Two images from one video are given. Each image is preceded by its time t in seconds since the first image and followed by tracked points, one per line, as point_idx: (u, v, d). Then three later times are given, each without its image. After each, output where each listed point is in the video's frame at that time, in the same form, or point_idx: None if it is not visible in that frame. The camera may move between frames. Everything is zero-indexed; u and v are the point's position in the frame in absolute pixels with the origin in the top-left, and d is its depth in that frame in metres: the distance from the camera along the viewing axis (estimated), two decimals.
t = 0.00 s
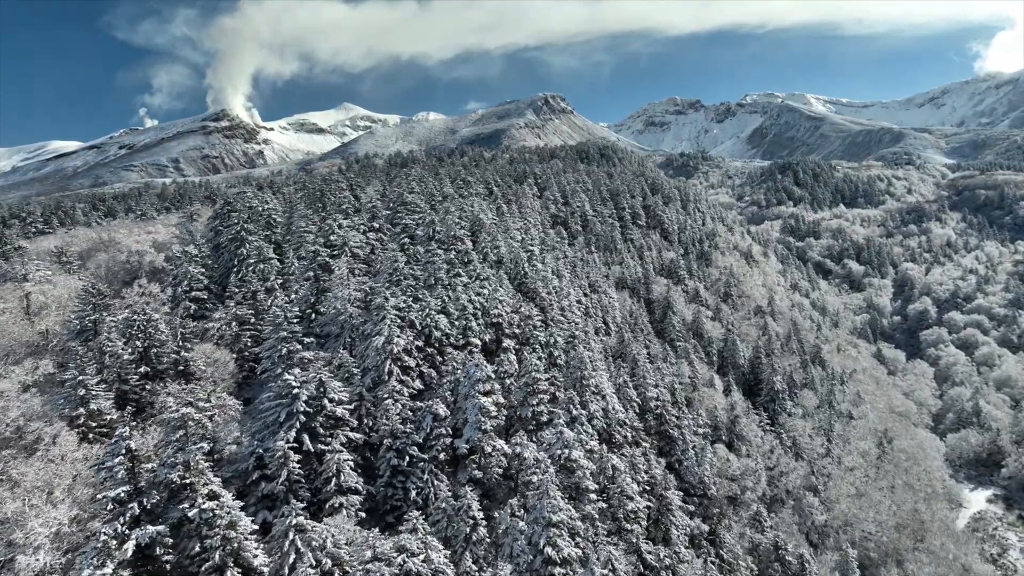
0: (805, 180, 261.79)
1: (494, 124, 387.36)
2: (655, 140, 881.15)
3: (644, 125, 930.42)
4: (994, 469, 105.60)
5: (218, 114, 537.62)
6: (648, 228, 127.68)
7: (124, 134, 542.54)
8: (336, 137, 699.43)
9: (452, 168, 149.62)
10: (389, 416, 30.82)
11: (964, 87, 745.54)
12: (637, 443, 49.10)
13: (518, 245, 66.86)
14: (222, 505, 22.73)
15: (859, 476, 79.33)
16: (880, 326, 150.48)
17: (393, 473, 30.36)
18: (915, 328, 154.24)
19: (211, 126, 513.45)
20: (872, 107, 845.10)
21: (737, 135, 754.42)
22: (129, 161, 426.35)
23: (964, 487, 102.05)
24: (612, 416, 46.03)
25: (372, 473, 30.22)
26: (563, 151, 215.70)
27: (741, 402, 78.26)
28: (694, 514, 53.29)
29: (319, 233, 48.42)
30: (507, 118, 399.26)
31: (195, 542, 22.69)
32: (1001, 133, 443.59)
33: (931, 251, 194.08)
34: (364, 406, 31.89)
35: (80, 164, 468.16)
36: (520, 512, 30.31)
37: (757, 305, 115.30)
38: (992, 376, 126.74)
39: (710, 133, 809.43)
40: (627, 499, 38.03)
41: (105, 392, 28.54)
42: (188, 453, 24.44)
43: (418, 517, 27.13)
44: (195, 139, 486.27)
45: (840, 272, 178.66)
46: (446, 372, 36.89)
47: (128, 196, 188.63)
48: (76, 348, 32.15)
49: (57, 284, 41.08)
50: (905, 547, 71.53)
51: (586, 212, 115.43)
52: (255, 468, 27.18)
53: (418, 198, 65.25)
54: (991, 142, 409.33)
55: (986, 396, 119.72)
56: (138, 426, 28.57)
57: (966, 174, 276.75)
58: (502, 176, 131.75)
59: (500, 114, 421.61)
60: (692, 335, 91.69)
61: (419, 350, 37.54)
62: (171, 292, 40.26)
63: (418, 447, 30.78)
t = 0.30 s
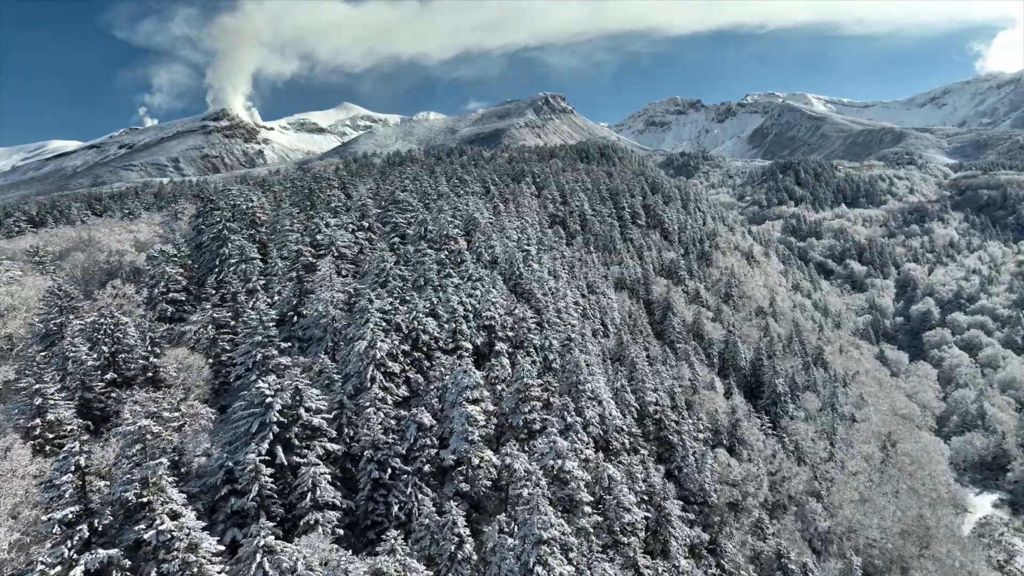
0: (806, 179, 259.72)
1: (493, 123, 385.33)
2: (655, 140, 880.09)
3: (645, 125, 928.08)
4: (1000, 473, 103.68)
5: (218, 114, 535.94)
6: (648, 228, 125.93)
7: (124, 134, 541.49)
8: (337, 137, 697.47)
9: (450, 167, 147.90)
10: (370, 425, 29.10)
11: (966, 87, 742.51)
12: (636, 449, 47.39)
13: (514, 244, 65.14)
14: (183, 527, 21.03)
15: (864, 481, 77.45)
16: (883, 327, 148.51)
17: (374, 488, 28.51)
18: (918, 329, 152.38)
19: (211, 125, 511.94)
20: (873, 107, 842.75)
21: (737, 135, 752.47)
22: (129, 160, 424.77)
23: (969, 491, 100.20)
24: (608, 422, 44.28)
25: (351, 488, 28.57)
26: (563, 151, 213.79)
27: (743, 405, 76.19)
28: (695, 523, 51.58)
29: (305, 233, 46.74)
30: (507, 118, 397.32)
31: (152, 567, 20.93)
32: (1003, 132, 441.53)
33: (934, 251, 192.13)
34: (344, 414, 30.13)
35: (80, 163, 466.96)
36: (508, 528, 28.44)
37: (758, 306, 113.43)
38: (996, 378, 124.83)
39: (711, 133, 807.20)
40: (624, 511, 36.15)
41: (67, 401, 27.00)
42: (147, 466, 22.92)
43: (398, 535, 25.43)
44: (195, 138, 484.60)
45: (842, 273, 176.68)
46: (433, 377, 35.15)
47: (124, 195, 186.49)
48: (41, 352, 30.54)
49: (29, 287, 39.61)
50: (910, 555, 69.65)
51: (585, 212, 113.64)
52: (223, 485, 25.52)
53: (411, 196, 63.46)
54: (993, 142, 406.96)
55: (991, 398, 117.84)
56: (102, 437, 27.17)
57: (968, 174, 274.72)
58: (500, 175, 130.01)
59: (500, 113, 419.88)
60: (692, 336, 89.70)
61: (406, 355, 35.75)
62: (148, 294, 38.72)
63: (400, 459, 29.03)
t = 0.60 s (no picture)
0: (807, 179, 257.69)
1: (493, 123, 383.29)
2: (655, 140, 877.83)
3: (645, 125, 925.59)
4: (1006, 477, 101.68)
5: (218, 114, 534.23)
6: (648, 228, 124.07)
7: (123, 134, 540.05)
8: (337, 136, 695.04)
9: (448, 165, 146.00)
10: (348, 436, 27.37)
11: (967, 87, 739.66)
12: (634, 457, 45.66)
13: (509, 244, 63.38)
14: (134, 552, 19.33)
15: (867, 486, 75.56)
16: (886, 328, 146.48)
17: (352, 503, 26.75)
18: (920, 330, 150.44)
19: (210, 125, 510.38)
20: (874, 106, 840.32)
21: (738, 135, 750.19)
22: (128, 160, 422.86)
23: (974, 495, 98.23)
24: (605, 429, 42.48)
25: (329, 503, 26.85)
26: (562, 150, 211.91)
27: (744, 409, 74.09)
28: (695, 533, 49.79)
29: (290, 233, 44.98)
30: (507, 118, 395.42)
31: None
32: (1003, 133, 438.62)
33: (937, 252, 190.17)
34: (322, 425, 28.37)
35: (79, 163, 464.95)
36: (494, 545, 26.69)
37: (759, 307, 111.44)
38: (1001, 380, 122.85)
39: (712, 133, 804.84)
40: (619, 525, 34.33)
41: (22, 411, 25.49)
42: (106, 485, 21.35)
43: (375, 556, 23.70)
44: (194, 138, 482.82)
45: (844, 273, 174.67)
46: (419, 384, 33.45)
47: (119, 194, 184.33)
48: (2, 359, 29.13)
49: None
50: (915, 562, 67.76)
51: (584, 211, 111.78)
52: (187, 502, 23.75)
53: (402, 195, 61.65)
54: (995, 142, 404.65)
55: (996, 400, 115.90)
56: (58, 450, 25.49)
57: (970, 174, 272.57)
58: (498, 174, 128.15)
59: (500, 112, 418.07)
60: (693, 338, 87.80)
61: (390, 360, 34.01)
62: (121, 296, 37.08)
63: (380, 473, 27.29)
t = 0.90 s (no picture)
0: (809, 178, 255.64)
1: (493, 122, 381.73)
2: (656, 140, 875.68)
3: (646, 125, 923.54)
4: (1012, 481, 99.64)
5: (218, 113, 532.83)
6: (648, 227, 122.29)
7: (123, 133, 538.98)
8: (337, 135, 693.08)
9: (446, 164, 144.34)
10: (323, 448, 25.62)
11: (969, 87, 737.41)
12: (631, 464, 43.84)
13: (504, 243, 61.68)
14: None
15: (870, 491, 73.69)
16: (888, 329, 144.56)
17: (327, 521, 24.99)
18: (923, 331, 148.51)
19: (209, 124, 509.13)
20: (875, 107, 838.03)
21: (738, 135, 748.01)
22: (127, 159, 421.33)
23: (980, 500, 96.34)
24: (600, 436, 40.70)
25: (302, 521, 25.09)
26: (562, 149, 210.16)
27: (746, 412, 71.93)
28: (695, 543, 48.03)
29: (273, 232, 43.35)
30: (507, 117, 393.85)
31: None
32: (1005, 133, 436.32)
33: (939, 252, 188.27)
34: (297, 435, 26.65)
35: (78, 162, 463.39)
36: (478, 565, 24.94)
37: (761, 308, 109.57)
38: (1005, 382, 120.92)
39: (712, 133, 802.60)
40: (614, 539, 32.52)
41: None
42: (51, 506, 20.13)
43: None
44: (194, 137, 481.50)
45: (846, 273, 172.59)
46: (403, 391, 31.79)
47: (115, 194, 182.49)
48: None
49: None
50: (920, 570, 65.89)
51: (583, 211, 110.12)
52: (145, 520, 21.97)
53: (394, 193, 59.99)
54: (997, 142, 402.52)
55: (1000, 403, 113.99)
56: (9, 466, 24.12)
57: (973, 174, 270.46)
58: (496, 173, 126.54)
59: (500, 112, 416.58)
60: (693, 339, 85.96)
61: (373, 365, 32.31)
62: (92, 296, 35.83)
63: (357, 487, 25.51)
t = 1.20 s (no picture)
0: (811, 178, 253.57)
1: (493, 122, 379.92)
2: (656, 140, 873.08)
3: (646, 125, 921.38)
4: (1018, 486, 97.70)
5: (217, 113, 531.12)
6: (647, 227, 120.45)
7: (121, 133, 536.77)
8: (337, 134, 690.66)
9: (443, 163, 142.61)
10: (296, 462, 23.82)
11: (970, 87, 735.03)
12: (629, 472, 41.99)
13: (499, 243, 59.99)
14: None
15: (875, 496, 71.77)
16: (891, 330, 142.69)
17: (300, 540, 23.13)
18: (926, 332, 146.52)
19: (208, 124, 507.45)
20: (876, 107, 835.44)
21: (739, 135, 745.18)
22: (126, 159, 419.40)
23: (985, 504, 94.54)
24: (596, 443, 38.89)
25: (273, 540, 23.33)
26: (562, 148, 208.40)
27: (746, 415, 70.12)
28: (695, 554, 46.28)
29: (256, 231, 41.72)
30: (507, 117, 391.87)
31: None
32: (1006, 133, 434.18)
33: (942, 252, 186.38)
34: (270, 447, 24.93)
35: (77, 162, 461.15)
36: None
37: (762, 308, 107.76)
38: (1010, 383, 118.94)
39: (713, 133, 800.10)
40: (609, 555, 30.65)
41: None
42: None
43: None
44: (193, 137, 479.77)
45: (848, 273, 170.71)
46: (386, 399, 30.08)
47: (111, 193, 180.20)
48: None
49: None
50: None
51: (581, 210, 108.31)
52: (100, 541, 20.34)
53: (386, 191, 58.32)
54: (999, 142, 400.35)
55: (1005, 405, 112.18)
56: None
57: (975, 173, 268.30)
58: (493, 171, 124.68)
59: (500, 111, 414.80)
60: (693, 340, 84.11)
61: (355, 371, 30.58)
62: (63, 299, 34.50)
63: (333, 504, 23.67)
